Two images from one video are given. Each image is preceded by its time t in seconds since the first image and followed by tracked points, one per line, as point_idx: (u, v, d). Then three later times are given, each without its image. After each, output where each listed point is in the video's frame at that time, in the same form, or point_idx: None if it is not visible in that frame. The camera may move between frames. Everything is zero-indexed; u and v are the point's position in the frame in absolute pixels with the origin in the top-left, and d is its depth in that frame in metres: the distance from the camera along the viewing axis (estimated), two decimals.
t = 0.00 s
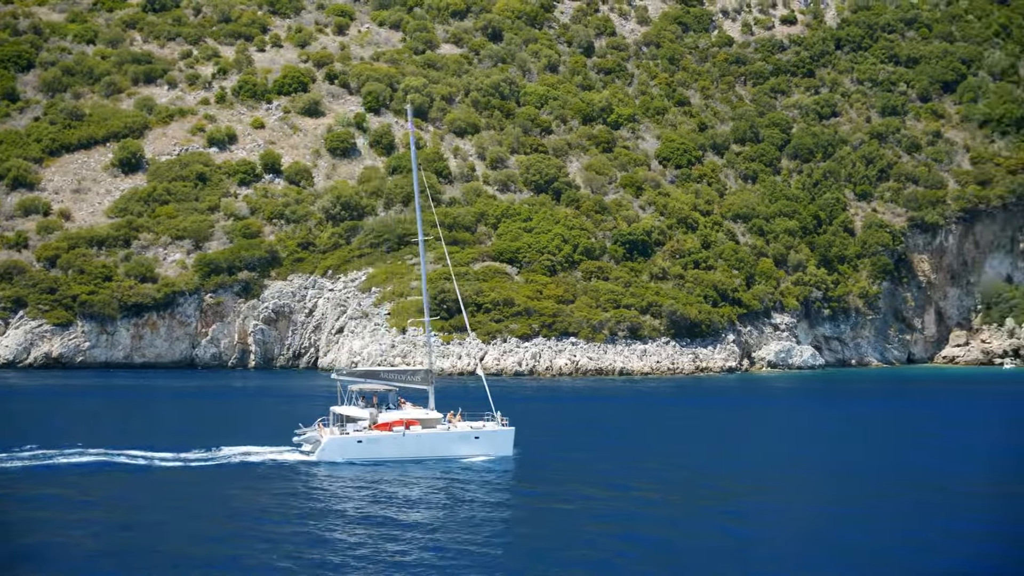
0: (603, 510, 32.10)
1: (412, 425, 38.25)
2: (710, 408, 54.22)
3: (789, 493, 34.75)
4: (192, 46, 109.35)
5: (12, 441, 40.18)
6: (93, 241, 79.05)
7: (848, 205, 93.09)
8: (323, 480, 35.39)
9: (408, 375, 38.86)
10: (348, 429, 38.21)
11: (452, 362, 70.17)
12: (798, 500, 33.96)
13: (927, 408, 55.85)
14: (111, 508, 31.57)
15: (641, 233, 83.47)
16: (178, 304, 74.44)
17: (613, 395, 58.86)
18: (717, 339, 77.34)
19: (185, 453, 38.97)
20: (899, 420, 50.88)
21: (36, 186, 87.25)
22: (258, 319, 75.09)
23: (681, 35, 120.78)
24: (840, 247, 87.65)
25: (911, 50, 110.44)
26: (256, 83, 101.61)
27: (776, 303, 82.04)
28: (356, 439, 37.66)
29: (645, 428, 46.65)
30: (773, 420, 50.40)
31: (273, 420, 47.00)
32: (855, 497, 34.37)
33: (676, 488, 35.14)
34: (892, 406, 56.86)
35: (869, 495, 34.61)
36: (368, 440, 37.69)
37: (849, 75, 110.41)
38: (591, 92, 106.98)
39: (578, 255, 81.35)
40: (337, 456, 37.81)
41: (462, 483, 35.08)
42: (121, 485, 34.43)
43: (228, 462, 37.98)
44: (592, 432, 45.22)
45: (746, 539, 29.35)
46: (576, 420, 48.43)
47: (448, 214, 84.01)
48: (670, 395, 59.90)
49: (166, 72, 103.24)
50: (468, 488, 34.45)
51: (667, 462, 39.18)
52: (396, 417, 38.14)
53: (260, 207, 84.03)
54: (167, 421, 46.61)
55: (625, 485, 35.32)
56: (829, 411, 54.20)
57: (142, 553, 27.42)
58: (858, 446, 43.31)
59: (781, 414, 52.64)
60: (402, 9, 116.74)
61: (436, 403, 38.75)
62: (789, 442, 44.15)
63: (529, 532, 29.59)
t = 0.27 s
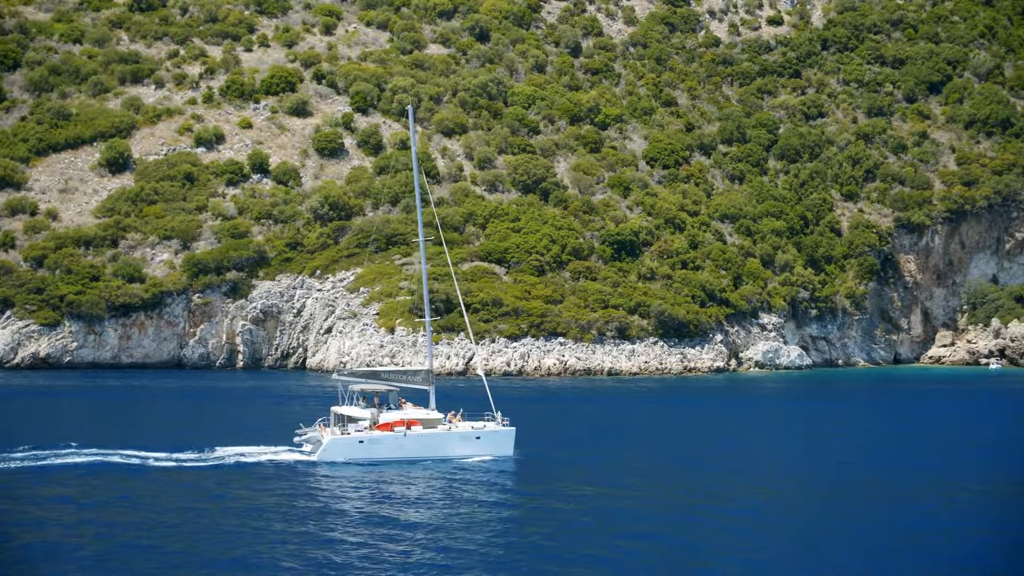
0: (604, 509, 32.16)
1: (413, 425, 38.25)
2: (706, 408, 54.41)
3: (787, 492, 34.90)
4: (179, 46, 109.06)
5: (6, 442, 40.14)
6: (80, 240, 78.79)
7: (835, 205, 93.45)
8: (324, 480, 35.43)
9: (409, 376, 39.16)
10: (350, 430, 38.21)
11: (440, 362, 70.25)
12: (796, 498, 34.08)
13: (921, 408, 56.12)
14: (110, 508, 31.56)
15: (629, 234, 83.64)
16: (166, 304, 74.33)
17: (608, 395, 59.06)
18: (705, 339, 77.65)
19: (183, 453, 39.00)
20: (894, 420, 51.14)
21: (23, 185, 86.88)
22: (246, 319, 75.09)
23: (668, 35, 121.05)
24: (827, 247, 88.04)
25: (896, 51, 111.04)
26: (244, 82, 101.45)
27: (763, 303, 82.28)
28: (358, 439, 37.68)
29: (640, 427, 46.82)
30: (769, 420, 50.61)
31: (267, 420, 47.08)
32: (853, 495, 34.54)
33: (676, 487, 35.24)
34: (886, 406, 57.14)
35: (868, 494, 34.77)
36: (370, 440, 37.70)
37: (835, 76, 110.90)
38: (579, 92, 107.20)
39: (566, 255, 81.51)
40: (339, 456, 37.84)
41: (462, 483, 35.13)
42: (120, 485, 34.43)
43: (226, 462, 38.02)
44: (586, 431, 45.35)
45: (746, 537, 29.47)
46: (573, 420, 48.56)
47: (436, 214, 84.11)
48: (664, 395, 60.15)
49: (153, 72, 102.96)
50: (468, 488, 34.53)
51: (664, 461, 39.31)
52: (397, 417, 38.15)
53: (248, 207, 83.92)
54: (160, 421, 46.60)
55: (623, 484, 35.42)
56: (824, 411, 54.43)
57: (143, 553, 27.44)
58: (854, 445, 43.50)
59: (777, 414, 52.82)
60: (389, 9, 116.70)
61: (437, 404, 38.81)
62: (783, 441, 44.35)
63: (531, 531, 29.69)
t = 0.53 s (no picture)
0: (604, 510, 32.20)
1: (415, 425, 38.32)
2: (703, 409, 54.56)
3: (786, 492, 35.00)
4: (167, 45, 108.82)
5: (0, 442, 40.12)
6: (69, 240, 78.56)
7: (823, 205, 93.75)
8: (325, 480, 35.45)
9: (410, 376, 39.16)
10: (351, 430, 38.27)
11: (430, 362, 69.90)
12: (795, 498, 34.17)
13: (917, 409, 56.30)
14: (109, 509, 31.53)
15: (619, 234, 83.74)
16: (155, 304, 74.24)
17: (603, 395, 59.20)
18: (695, 339, 77.92)
19: (179, 453, 38.97)
20: (890, 421, 51.32)
21: (12, 185, 86.58)
22: (235, 319, 75.00)
23: (657, 35, 121.26)
24: (816, 247, 88.29)
25: (884, 52, 111.49)
26: (233, 82, 101.28)
27: (752, 303, 82.36)
28: (359, 439, 37.71)
29: (635, 428, 46.90)
30: (766, 420, 50.75)
31: (262, 420, 47.09)
32: (852, 495, 34.67)
33: (675, 487, 35.31)
34: (881, 406, 57.34)
35: (866, 494, 34.87)
36: (371, 440, 37.74)
37: (823, 76, 111.28)
38: (568, 92, 107.32)
39: (556, 255, 81.63)
40: (340, 456, 37.86)
41: (462, 483, 35.14)
42: (119, 485, 34.40)
43: (223, 462, 38.01)
44: (582, 432, 45.42)
45: (747, 537, 29.53)
46: (571, 421, 48.68)
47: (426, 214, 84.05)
48: (659, 395, 60.30)
49: (141, 72, 102.73)
50: (469, 487, 34.57)
51: (661, 462, 39.39)
52: (398, 417, 38.21)
53: (237, 207, 83.82)
54: (154, 421, 46.57)
55: (621, 485, 35.48)
56: (820, 411, 54.59)
57: (145, 553, 27.42)
58: (852, 446, 43.63)
59: (774, 415, 52.95)
60: (378, 9, 116.64)
61: (438, 403, 38.88)
62: (779, 441, 44.49)
63: (532, 530, 29.77)
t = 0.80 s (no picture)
0: (604, 510, 32.22)
1: (416, 425, 38.34)
2: (698, 409, 54.71)
3: (785, 492, 35.09)
4: (154, 45, 108.51)
5: None
6: (57, 240, 78.25)
7: (810, 205, 94.14)
8: (328, 480, 35.48)
9: (411, 375, 39.17)
10: (352, 430, 38.28)
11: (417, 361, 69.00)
12: (794, 498, 34.24)
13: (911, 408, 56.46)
14: (109, 509, 31.46)
15: (607, 234, 83.88)
16: (143, 304, 74.08)
17: (598, 395, 59.31)
18: (683, 339, 78.19)
19: (174, 454, 38.87)
20: (885, 421, 51.48)
21: None
22: (224, 319, 74.89)
23: (644, 35, 121.51)
24: (803, 247, 88.60)
25: (871, 52, 111.99)
26: (221, 82, 101.07)
27: (739, 303, 82.74)
28: (360, 439, 37.70)
29: (631, 428, 46.97)
30: (762, 420, 50.90)
31: (256, 421, 47.04)
32: (851, 494, 34.81)
33: (674, 487, 35.40)
34: (874, 406, 57.52)
35: (864, 493, 34.95)
36: (372, 440, 37.74)
37: (810, 77, 111.70)
38: (555, 92, 107.45)
39: (544, 255, 81.74)
40: (342, 456, 37.86)
41: (461, 483, 35.12)
42: (117, 485, 34.34)
43: (220, 462, 37.93)
44: (578, 432, 45.49)
45: (747, 537, 29.58)
46: (568, 421, 48.78)
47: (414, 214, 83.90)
48: (653, 395, 60.42)
49: (129, 71, 102.41)
50: (469, 487, 34.62)
51: (658, 462, 39.46)
52: (400, 417, 38.22)
53: (225, 207, 83.66)
54: (147, 422, 46.49)
55: (620, 485, 35.52)
56: (815, 412, 54.74)
57: (147, 553, 27.38)
58: (849, 446, 43.74)
59: (771, 415, 53.09)
60: (365, 9, 116.53)
61: (439, 403, 38.89)
62: (775, 441, 44.61)
63: (534, 530, 29.87)
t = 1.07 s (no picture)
0: (605, 509, 32.32)
1: (417, 425, 38.36)
2: (694, 408, 54.84)
3: (784, 492, 35.17)
4: (143, 45, 108.19)
5: None
6: (46, 240, 77.92)
7: (799, 205, 94.43)
8: (330, 480, 35.47)
9: (411, 375, 39.16)
10: (354, 429, 38.27)
11: (409, 361, 68.91)
12: (794, 498, 34.29)
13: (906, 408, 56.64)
14: (108, 509, 31.40)
15: (597, 234, 83.96)
16: (133, 304, 73.93)
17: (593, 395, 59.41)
18: (673, 339, 78.40)
19: (171, 454, 38.80)
20: (881, 420, 51.63)
21: None
22: (214, 319, 74.87)
23: (633, 35, 121.71)
24: (792, 247, 88.85)
25: (859, 53, 112.37)
26: (210, 82, 100.87)
27: (729, 303, 83.03)
28: (362, 439, 37.70)
29: (628, 428, 47.07)
30: (758, 420, 51.03)
31: (251, 420, 47.02)
32: (849, 494, 34.94)
33: (673, 487, 35.50)
34: (868, 406, 57.73)
35: (863, 493, 35.03)
36: (374, 440, 37.72)
37: (798, 77, 112.03)
38: (544, 92, 107.52)
39: (534, 255, 81.80)
40: (344, 456, 37.87)
41: (462, 483, 35.10)
42: (117, 485, 34.28)
43: (217, 462, 37.89)
44: (577, 432, 45.54)
45: (749, 537, 29.66)
46: (565, 421, 48.87)
47: (406, 214, 82.48)
48: (648, 395, 60.52)
49: (118, 71, 102.11)
50: (469, 486, 34.66)
51: (658, 462, 39.52)
52: (401, 416, 38.23)
53: (215, 207, 83.48)
54: (142, 422, 46.42)
55: (620, 485, 35.54)
56: (811, 411, 54.90)
57: (149, 553, 27.34)
58: (846, 446, 43.88)
59: (767, 415, 53.21)
60: (354, 8, 116.42)
61: (440, 404, 38.86)
62: (774, 441, 44.71)
63: (535, 529, 29.94)
